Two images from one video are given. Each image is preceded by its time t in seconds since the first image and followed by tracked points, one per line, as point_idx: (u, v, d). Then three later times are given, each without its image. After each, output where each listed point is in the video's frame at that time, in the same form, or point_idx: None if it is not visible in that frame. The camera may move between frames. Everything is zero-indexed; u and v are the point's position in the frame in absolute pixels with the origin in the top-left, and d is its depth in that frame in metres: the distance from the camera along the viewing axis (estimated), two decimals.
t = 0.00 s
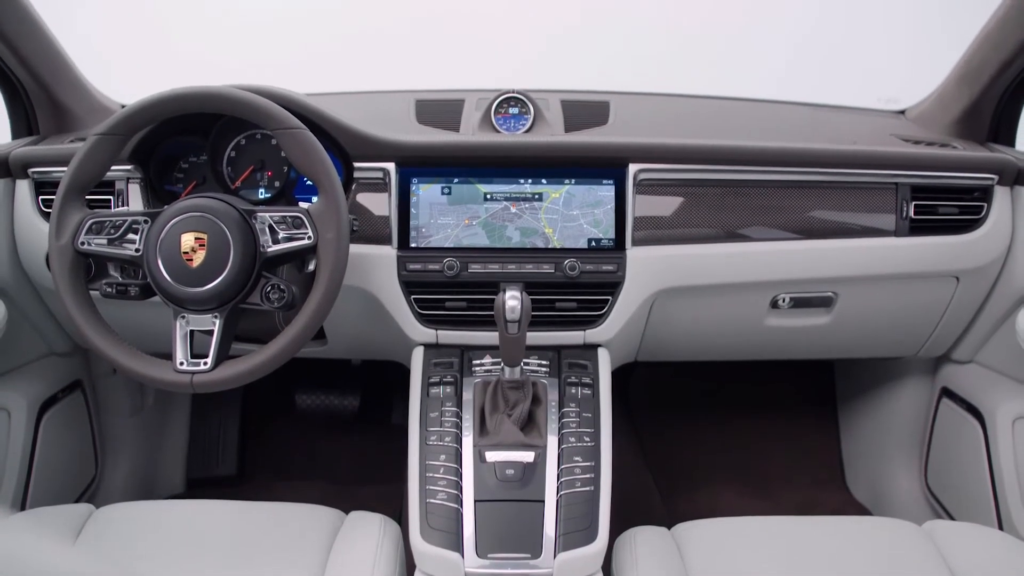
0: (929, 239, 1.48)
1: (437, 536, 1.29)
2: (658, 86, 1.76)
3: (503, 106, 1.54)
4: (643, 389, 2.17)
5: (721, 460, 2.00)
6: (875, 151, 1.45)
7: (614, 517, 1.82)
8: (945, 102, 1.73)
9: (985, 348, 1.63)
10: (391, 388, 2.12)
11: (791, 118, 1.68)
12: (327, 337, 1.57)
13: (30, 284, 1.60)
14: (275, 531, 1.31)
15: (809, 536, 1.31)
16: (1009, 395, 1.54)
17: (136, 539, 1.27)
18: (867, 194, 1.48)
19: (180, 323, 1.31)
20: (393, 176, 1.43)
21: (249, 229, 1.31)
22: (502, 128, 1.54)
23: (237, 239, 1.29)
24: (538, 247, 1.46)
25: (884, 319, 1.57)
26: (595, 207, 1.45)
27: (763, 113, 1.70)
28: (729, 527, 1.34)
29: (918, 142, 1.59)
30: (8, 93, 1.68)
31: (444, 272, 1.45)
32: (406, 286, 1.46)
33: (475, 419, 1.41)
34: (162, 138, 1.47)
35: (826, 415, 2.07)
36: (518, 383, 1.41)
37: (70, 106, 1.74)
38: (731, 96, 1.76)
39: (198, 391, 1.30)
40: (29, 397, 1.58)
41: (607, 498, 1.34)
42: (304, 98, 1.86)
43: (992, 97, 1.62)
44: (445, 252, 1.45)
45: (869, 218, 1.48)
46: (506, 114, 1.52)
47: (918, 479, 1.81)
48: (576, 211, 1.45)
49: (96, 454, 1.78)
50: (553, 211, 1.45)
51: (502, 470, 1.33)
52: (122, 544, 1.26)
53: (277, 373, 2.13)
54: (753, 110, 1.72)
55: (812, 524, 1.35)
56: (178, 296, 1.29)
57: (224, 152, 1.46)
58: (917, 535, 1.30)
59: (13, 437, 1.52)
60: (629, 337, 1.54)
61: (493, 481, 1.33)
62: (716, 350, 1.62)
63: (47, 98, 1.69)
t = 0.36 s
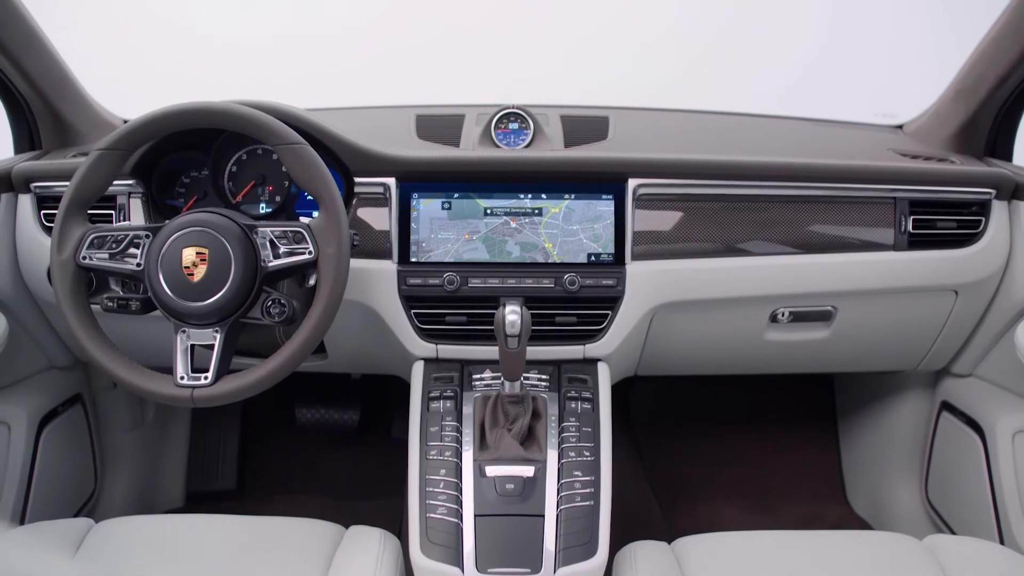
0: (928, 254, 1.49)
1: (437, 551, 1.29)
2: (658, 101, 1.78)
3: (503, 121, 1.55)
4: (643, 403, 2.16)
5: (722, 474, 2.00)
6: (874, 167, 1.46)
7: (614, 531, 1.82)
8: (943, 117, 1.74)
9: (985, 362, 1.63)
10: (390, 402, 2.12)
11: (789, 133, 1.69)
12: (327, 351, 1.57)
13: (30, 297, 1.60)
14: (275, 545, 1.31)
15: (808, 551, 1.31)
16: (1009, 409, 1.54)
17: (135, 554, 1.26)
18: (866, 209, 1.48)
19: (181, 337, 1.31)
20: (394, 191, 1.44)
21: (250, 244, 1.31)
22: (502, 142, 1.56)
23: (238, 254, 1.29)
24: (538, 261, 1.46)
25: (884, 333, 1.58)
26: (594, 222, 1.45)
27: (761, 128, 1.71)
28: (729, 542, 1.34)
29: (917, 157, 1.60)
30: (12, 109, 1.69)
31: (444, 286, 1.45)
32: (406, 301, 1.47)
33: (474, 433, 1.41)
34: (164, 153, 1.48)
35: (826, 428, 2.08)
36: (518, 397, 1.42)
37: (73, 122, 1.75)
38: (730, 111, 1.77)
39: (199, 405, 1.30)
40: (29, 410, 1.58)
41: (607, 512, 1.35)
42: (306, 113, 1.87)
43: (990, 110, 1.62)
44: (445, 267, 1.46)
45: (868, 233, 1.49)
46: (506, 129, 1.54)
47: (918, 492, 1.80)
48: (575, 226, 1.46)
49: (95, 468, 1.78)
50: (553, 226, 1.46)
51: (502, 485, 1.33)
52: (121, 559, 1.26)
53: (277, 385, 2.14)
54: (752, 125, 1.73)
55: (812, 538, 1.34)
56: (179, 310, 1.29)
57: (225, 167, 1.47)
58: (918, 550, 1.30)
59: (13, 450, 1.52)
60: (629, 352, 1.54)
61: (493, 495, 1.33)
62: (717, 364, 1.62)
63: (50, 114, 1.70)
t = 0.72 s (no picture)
0: (926, 268, 1.49)
1: (437, 565, 1.29)
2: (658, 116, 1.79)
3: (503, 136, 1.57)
4: (643, 416, 2.16)
5: (722, 487, 2.00)
6: (872, 181, 1.47)
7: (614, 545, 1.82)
8: (939, 132, 1.75)
9: (984, 375, 1.63)
10: (390, 416, 2.11)
11: (787, 148, 1.70)
12: (328, 366, 1.57)
13: (31, 311, 1.60)
14: (274, 560, 1.30)
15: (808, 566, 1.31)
16: (1009, 422, 1.54)
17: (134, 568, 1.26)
18: (865, 223, 1.49)
19: (182, 351, 1.31)
20: (394, 206, 1.45)
21: (251, 258, 1.31)
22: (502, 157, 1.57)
23: (239, 268, 1.29)
24: (538, 276, 1.47)
25: (883, 347, 1.58)
26: (594, 236, 1.46)
27: (759, 142, 1.72)
28: (729, 556, 1.34)
29: (915, 171, 1.61)
30: (15, 124, 1.71)
31: (444, 301, 1.45)
32: (406, 315, 1.47)
33: (474, 448, 1.41)
34: (165, 168, 1.48)
35: (827, 441, 2.08)
36: (518, 411, 1.42)
37: (76, 136, 1.76)
38: (728, 125, 1.78)
39: (199, 419, 1.30)
40: (29, 424, 1.58)
41: (607, 526, 1.35)
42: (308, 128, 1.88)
43: (986, 126, 1.63)
44: (445, 281, 1.46)
45: (867, 246, 1.49)
46: (506, 144, 1.55)
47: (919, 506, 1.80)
48: (575, 240, 1.46)
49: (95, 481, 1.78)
50: (553, 240, 1.47)
51: (502, 499, 1.33)
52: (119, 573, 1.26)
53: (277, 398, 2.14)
54: (751, 140, 1.75)
55: (812, 552, 1.34)
56: (179, 324, 1.29)
57: (226, 181, 1.47)
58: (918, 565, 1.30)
59: (13, 464, 1.52)
60: (629, 366, 1.54)
61: (493, 509, 1.33)
62: (718, 378, 1.62)
63: (53, 129, 1.71)
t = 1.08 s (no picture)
0: (925, 281, 1.50)
1: None
2: (657, 130, 1.80)
3: (503, 150, 1.59)
4: (645, 430, 2.16)
5: (722, 500, 2.00)
6: (871, 194, 1.47)
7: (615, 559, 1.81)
8: (937, 146, 1.77)
9: (984, 388, 1.63)
10: (390, 429, 2.11)
11: (785, 161, 1.72)
12: (329, 380, 1.57)
13: (32, 325, 1.61)
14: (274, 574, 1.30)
15: None
16: (1009, 435, 1.54)
17: None
18: (863, 236, 1.50)
19: (183, 364, 1.30)
20: (395, 220, 1.45)
21: (252, 272, 1.31)
22: (503, 171, 1.58)
23: (240, 281, 1.29)
24: (538, 289, 1.47)
25: (883, 360, 1.58)
26: (593, 250, 1.47)
27: (758, 156, 1.74)
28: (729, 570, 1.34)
29: (913, 185, 1.62)
30: (17, 138, 1.71)
31: (444, 314, 1.46)
32: (407, 328, 1.47)
33: (475, 461, 1.41)
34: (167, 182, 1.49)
35: (827, 453, 2.07)
36: (519, 425, 1.41)
37: (78, 150, 1.77)
38: (726, 139, 1.81)
39: (199, 432, 1.29)
40: (29, 437, 1.58)
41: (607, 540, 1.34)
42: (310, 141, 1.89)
43: (983, 141, 1.65)
44: (445, 294, 1.47)
45: (866, 259, 1.50)
46: (506, 157, 1.57)
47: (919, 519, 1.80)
48: (575, 254, 1.47)
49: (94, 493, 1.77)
50: (552, 254, 1.47)
51: (502, 512, 1.33)
52: None
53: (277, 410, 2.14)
54: (750, 154, 1.76)
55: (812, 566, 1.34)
56: (179, 337, 1.28)
57: (227, 196, 1.48)
58: None
59: (12, 477, 1.52)
60: (629, 379, 1.54)
61: (494, 522, 1.33)
62: (719, 392, 1.62)
63: (55, 143, 1.72)
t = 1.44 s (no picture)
0: (924, 293, 1.50)
1: None
2: (656, 144, 1.82)
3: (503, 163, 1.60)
4: (646, 444, 2.15)
5: (723, 512, 2.00)
6: (870, 207, 1.48)
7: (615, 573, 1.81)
8: (935, 158, 1.78)
9: (984, 400, 1.63)
10: (391, 442, 2.10)
11: (784, 174, 1.73)
12: (329, 393, 1.57)
13: (32, 337, 1.61)
14: None
15: None
16: (1009, 447, 1.54)
17: None
18: (862, 249, 1.50)
19: (183, 377, 1.30)
20: (395, 233, 1.46)
21: (252, 284, 1.30)
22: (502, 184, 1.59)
23: (241, 294, 1.28)
24: (538, 301, 1.48)
25: (883, 373, 1.58)
26: (593, 263, 1.47)
27: (757, 169, 1.75)
28: None
29: (912, 198, 1.63)
30: (20, 150, 1.72)
31: (444, 327, 1.46)
32: (407, 340, 1.48)
33: (475, 474, 1.41)
34: (169, 196, 1.50)
35: (827, 465, 2.07)
36: (518, 437, 1.42)
37: (80, 162, 1.78)
38: (725, 152, 1.82)
39: (199, 445, 1.29)
40: (28, 448, 1.58)
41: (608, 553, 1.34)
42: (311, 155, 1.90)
43: (980, 153, 1.65)
44: (445, 307, 1.47)
45: (865, 272, 1.50)
46: (506, 170, 1.57)
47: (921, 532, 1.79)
48: (575, 266, 1.47)
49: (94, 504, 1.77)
50: (552, 267, 1.47)
51: (502, 525, 1.33)
52: None
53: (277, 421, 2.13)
54: (748, 167, 1.77)
55: None
56: (180, 350, 1.28)
57: (228, 209, 1.48)
58: None
59: (12, 489, 1.52)
60: (629, 392, 1.54)
61: (493, 535, 1.33)
62: (720, 404, 1.62)
63: (58, 157, 1.73)
